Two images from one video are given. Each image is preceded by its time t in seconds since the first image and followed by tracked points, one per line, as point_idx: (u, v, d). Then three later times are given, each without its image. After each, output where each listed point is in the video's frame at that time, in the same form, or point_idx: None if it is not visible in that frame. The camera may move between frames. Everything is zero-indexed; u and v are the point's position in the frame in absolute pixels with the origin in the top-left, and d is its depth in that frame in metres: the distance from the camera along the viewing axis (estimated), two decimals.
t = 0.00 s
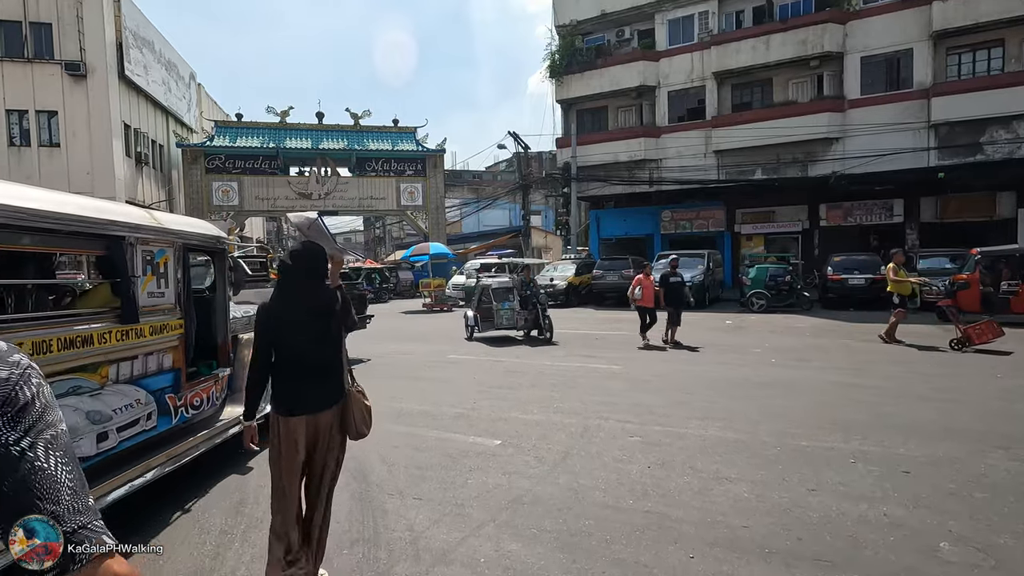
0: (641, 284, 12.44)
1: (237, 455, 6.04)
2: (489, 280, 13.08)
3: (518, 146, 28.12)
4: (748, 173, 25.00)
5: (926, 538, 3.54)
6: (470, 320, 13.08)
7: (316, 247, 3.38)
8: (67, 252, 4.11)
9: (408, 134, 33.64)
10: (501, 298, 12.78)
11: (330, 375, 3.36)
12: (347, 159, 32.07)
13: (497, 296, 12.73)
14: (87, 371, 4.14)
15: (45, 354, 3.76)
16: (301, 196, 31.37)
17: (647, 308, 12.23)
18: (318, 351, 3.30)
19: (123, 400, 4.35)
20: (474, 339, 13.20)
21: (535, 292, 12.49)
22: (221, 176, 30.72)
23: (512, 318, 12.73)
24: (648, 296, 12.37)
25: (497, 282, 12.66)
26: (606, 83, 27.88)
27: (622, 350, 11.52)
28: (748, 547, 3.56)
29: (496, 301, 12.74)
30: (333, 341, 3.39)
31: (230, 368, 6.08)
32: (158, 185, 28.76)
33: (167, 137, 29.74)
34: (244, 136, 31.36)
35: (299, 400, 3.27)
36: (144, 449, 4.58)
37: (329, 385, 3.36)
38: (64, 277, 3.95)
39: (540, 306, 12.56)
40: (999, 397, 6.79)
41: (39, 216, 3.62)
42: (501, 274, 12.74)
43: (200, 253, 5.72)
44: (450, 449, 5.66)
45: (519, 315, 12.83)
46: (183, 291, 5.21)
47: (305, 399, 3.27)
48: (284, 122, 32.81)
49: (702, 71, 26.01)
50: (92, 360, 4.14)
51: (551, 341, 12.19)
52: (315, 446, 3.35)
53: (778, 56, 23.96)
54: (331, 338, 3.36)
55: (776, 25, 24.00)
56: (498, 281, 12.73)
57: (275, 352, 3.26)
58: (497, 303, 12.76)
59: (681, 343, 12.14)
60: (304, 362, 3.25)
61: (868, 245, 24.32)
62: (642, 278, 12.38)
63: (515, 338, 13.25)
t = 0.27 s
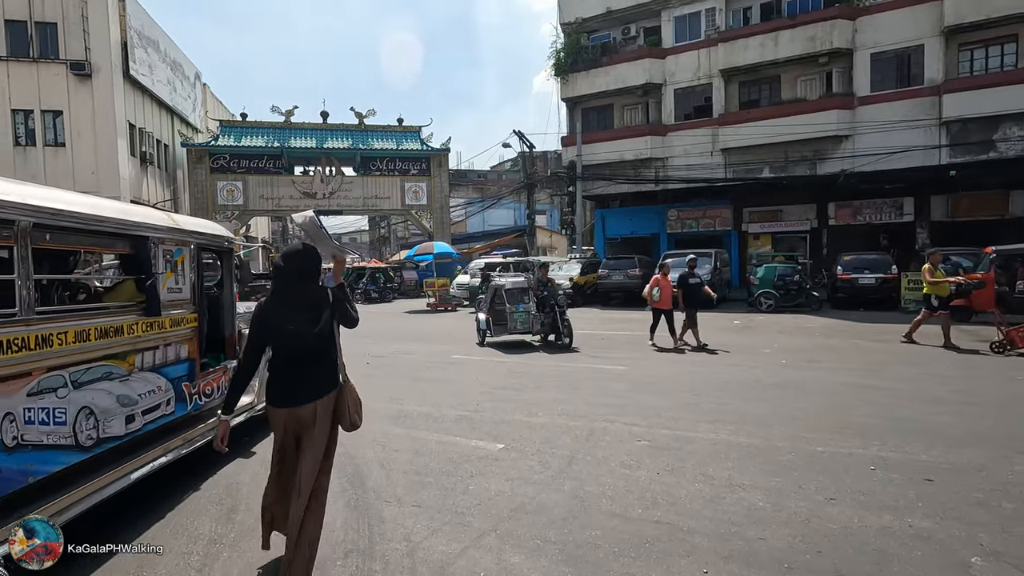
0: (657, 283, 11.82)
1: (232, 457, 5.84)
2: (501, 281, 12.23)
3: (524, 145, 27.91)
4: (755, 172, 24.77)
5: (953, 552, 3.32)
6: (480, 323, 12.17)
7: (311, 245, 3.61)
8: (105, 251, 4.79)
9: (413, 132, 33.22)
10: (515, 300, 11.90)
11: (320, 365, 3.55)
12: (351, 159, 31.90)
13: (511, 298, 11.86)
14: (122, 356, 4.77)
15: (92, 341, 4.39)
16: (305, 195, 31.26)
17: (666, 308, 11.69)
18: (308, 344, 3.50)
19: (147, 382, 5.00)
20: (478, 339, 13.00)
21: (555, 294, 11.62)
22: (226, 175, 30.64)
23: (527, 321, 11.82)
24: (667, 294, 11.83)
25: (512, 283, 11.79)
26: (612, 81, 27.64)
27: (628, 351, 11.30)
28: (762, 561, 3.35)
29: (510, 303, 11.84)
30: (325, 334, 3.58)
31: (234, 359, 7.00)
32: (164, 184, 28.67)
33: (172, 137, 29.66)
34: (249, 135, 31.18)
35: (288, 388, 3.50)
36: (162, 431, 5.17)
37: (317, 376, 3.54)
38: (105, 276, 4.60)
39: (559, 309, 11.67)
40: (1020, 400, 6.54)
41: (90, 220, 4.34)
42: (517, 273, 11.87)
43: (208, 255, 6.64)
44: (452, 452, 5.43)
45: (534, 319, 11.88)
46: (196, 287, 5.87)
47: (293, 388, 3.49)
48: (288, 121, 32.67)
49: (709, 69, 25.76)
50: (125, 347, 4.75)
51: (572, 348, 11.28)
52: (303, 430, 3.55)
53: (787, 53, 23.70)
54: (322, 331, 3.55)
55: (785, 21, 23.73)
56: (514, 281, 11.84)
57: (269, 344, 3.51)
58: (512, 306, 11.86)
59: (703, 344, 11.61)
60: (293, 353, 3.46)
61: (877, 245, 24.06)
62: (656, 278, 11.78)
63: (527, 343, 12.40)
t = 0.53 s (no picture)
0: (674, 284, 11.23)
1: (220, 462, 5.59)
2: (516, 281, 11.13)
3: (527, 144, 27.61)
4: (761, 170, 24.52)
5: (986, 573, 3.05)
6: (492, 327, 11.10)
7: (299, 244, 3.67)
8: (125, 250, 5.22)
9: (416, 131, 33.01)
10: (532, 302, 10.81)
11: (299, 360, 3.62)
12: (354, 158, 31.67)
13: (528, 301, 10.77)
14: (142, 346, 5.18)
15: (119, 331, 4.80)
16: (308, 195, 31.05)
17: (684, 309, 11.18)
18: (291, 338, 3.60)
19: (162, 371, 5.41)
20: (479, 340, 12.73)
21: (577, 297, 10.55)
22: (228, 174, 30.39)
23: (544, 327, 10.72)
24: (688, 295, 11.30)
25: (531, 284, 10.69)
26: (616, 79, 27.37)
27: (632, 352, 11.03)
28: None
29: (526, 306, 10.73)
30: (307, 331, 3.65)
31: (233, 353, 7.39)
32: (166, 184, 28.48)
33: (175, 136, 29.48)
34: (252, 135, 30.89)
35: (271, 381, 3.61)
36: (171, 416, 5.58)
37: (297, 371, 3.61)
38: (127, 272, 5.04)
39: (578, 313, 10.57)
40: None
41: (113, 222, 4.75)
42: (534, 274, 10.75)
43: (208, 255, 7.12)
44: (446, 459, 5.16)
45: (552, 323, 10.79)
46: (201, 285, 6.28)
47: (274, 381, 3.59)
48: (291, 120, 32.43)
49: (714, 66, 25.47)
50: (145, 338, 5.15)
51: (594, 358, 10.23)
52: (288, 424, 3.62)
53: (794, 50, 23.42)
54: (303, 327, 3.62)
55: (791, 18, 23.45)
56: (531, 283, 10.72)
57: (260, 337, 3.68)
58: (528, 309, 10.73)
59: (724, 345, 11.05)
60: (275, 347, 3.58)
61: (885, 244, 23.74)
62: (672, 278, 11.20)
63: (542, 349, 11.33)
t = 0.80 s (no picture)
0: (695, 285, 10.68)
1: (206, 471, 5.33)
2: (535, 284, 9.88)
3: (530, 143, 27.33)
4: (766, 169, 24.24)
5: None
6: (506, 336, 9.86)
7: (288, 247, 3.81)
8: (139, 253, 5.68)
9: (418, 130, 32.70)
10: (552, 308, 9.55)
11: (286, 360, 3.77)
12: (356, 157, 31.41)
13: (548, 306, 9.51)
14: (156, 338, 5.64)
15: (136, 327, 5.27)
16: (309, 194, 30.80)
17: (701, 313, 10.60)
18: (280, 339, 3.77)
19: (172, 359, 5.82)
20: (479, 342, 12.45)
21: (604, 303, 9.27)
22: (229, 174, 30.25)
23: (566, 336, 9.47)
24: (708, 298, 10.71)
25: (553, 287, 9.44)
26: (620, 77, 27.09)
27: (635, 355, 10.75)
28: None
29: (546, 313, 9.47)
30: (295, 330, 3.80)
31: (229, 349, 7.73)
32: (168, 183, 28.22)
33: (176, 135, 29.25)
34: (253, 134, 30.54)
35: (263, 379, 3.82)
36: (180, 406, 6.01)
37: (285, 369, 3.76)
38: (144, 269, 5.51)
39: (605, 321, 9.25)
40: None
41: (131, 228, 5.28)
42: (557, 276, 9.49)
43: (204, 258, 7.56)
44: (441, 471, 4.88)
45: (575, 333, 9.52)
46: (204, 286, 6.76)
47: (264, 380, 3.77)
48: (292, 119, 32.13)
49: (719, 64, 25.17)
50: (158, 332, 5.61)
51: (625, 372, 8.93)
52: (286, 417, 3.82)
53: (800, 47, 23.11)
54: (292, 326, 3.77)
55: (797, 14, 23.14)
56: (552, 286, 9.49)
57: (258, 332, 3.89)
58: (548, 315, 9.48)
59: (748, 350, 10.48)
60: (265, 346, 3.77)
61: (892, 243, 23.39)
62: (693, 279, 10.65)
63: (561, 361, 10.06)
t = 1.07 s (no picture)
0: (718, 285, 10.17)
1: (192, 476, 5.01)
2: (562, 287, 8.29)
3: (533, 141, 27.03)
4: (773, 167, 23.92)
5: None
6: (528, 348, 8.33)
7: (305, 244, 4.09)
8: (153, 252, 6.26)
9: (421, 129, 32.28)
10: (584, 317, 7.94)
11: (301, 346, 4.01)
12: (358, 156, 31.09)
13: (579, 316, 7.91)
14: (169, 330, 6.21)
15: (154, 317, 5.86)
16: (311, 193, 30.49)
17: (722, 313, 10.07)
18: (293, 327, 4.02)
19: (181, 351, 6.39)
20: (480, 342, 12.16)
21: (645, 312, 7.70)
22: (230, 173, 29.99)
23: (600, 350, 7.90)
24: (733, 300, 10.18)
25: (584, 292, 7.85)
26: (624, 74, 26.76)
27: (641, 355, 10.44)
28: None
29: (577, 323, 7.90)
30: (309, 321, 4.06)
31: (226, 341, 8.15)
32: (170, 182, 27.97)
33: (178, 134, 29.00)
34: (254, 133, 30.19)
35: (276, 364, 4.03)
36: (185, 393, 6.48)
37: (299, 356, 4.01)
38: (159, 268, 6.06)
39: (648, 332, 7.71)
40: None
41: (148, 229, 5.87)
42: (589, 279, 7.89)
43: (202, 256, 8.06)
44: (439, 481, 4.56)
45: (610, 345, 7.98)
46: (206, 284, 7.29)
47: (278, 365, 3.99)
48: (294, 118, 31.86)
49: (725, 60, 24.84)
50: (170, 324, 6.19)
51: (674, 395, 7.33)
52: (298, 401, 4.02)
53: (807, 43, 22.79)
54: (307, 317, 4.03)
55: (805, 10, 22.82)
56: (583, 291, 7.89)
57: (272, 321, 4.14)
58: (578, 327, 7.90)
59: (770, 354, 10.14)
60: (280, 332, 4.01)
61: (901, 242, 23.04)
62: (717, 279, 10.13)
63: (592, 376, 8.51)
